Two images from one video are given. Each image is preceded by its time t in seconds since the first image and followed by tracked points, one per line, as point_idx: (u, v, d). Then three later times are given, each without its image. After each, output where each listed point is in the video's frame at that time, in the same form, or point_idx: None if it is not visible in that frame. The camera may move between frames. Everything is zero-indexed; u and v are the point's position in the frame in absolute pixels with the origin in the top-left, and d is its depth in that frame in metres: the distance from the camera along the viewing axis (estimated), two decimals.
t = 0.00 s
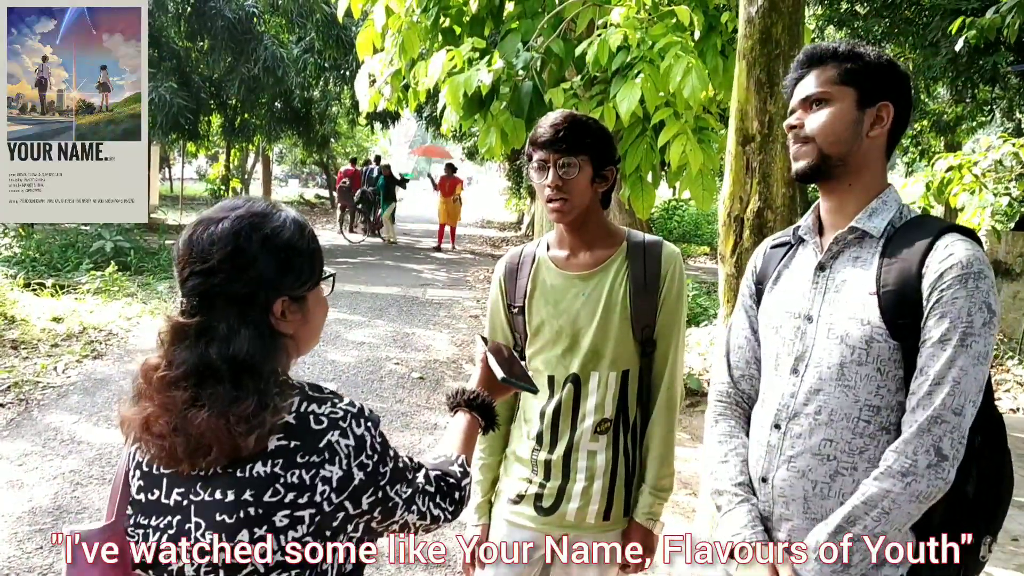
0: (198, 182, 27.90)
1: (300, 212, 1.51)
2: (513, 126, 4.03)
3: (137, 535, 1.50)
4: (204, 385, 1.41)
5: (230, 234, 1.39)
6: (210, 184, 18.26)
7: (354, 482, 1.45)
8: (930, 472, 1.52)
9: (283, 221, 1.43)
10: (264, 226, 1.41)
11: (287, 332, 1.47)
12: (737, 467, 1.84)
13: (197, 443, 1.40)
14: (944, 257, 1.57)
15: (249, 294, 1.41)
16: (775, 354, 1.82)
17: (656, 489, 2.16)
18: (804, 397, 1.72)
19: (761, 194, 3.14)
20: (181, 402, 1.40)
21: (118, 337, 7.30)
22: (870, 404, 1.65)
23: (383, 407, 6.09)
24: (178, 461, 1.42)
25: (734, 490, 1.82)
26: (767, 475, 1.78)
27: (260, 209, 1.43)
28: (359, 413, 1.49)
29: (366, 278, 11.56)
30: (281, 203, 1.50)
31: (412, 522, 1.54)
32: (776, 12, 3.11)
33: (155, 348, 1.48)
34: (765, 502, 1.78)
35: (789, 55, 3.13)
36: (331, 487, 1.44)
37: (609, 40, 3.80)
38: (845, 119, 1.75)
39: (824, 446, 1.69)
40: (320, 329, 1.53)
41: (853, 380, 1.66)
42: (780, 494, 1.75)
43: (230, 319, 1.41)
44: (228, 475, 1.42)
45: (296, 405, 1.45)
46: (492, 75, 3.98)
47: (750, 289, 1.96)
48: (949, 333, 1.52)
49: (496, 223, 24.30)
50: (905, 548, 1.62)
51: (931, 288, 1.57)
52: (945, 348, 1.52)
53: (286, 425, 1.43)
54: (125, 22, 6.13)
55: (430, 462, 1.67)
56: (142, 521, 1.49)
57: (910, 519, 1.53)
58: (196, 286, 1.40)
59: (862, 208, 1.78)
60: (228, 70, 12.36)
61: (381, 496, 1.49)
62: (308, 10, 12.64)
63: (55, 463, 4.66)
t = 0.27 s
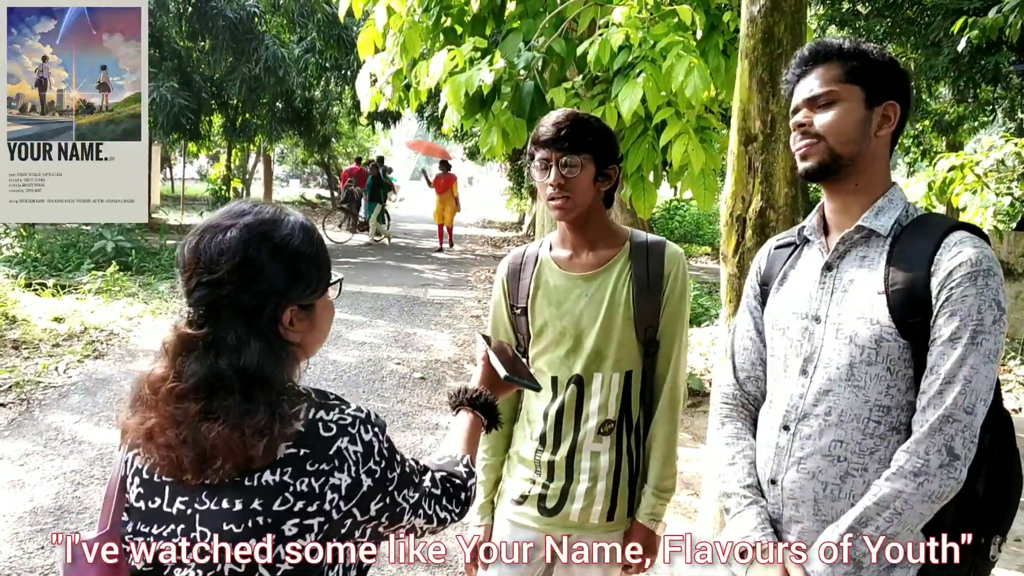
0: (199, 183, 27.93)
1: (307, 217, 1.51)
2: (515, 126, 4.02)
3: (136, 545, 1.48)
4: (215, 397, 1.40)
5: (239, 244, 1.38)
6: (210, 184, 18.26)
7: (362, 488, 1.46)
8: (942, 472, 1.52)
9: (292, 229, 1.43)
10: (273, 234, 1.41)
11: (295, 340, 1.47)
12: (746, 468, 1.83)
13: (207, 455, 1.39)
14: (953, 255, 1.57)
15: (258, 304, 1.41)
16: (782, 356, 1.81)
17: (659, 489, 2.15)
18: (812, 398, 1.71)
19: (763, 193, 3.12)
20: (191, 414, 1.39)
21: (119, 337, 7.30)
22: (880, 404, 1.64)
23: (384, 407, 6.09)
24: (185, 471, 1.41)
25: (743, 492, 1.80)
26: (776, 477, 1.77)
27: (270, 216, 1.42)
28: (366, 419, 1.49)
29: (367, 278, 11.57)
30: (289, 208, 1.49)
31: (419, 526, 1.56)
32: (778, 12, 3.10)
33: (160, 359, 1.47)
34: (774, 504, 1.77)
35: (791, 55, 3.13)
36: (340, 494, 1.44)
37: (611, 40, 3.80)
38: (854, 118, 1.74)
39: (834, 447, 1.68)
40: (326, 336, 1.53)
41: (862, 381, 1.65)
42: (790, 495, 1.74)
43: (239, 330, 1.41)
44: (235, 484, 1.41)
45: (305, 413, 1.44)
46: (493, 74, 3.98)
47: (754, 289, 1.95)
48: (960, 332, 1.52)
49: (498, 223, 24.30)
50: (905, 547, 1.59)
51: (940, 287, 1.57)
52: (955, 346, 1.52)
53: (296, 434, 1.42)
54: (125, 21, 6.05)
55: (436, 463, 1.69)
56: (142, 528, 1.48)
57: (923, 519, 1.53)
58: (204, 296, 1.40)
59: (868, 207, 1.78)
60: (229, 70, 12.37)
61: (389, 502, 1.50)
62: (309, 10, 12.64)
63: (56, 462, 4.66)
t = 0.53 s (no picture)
0: (200, 182, 27.96)
1: (301, 219, 1.51)
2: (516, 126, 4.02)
3: (128, 539, 1.50)
4: (200, 393, 1.39)
5: (233, 241, 1.38)
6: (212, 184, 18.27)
7: (347, 486, 1.44)
8: (950, 473, 1.52)
9: (287, 229, 1.43)
10: (267, 233, 1.41)
11: (283, 340, 1.47)
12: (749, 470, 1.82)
13: (191, 452, 1.39)
14: (957, 256, 1.56)
15: (248, 302, 1.40)
16: (785, 358, 1.80)
17: (661, 489, 2.16)
18: (817, 401, 1.70)
19: (763, 193, 3.12)
20: (177, 409, 1.39)
21: (120, 337, 7.31)
22: (885, 406, 1.63)
23: (385, 406, 6.09)
24: (170, 468, 1.41)
25: (745, 494, 1.80)
26: (780, 479, 1.76)
27: (266, 215, 1.43)
28: (353, 418, 1.48)
29: (368, 278, 11.57)
30: (285, 208, 1.49)
31: (405, 522, 1.53)
32: (778, 12, 3.10)
33: (147, 352, 1.45)
34: (777, 506, 1.77)
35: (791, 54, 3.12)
36: (325, 492, 1.43)
37: (611, 40, 3.79)
38: (855, 119, 1.74)
39: (839, 449, 1.67)
40: (313, 338, 1.53)
41: (866, 383, 1.64)
42: (794, 497, 1.74)
43: (227, 327, 1.40)
44: (221, 483, 1.42)
45: (290, 412, 1.44)
46: (494, 74, 3.98)
47: (753, 291, 1.94)
48: (965, 333, 1.52)
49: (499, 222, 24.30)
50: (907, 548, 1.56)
51: (944, 288, 1.56)
52: (961, 348, 1.52)
53: (280, 434, 1.42)
54: (125, 22, 6.04)
55: (425, 457, 1.66)
56: (133, 524, 1.49)
57: (929, 522, 1.53)
58: (193, 290, 1.40)
59: (870, 208, 1.78)
60: (230, 69, 12.38)
61: (374, 499, 1.48)
62: (311, 10, 12.64)
63: (56, 462, 4.66)
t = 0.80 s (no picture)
0: (201, 183, 27.96)
1: (281, 207, 1.47)
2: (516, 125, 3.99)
3: (114, 527, 1.48)
4: (177, 383, 1.37)
5: (207, 231, 1.36)
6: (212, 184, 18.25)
7: (325, 477, 1.42)
8: (958, 471, 1.50)
9: (264, 219, 1.40)
10: (243, 223, 1.38)
11: (263, 332, 1.45)
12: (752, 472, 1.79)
13: (168, 441, 1.37)
14: (960, 251, 1.54)
15: (224, 294, 1.38)
16: (785, 358, 1.77)
17: (659, 487, 2.14)
18: (820, 401, 1.67)
19: (764, 192, 3.10)
20: (153, 399, 1.37)
21: (119, 337, 7.28)
22: (889, 404, 1.61)
23: (384, 406, 6.06)
24: (149, 455, 1.40)
25: (747, 496, 1.77)
26: (783, 480, 1.74)
27: (241, 205, 1.40)
28: (331, 408, 1.45)
29: (368, 278, 11.55)
30: (264, 198, 1.46)
31: (390, 514, 1.51)
32: (778, 10, 3.08)
33: (131, 344, 1.44)
34: (780, 508, 1.74)
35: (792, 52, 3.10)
36: (301, 482, 1.41)
37: (611, 38, 3.76)
38: (853, 116, 1.72)
39: (844, 449, 1.65)
40: (296, 329, 1.50)
41: (870, 381, 1.61)
42: (799, 498, 1.71)
43: (203, 318, 1.38)
44: (199, 472, 1.40)
45: (268, 401, 1.41)
46: (493, 72, 3.95)
47: (748, 291, 1.91)
48: (971, 329, 1.50)
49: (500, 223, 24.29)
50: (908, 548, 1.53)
51: (949, 284, 1.54)
52: (966, 345, 1.50)
53: (256, 423, 1.40)
54: (125, 21, 5.58)
55: (416, 452, 1.65)
56: (119, 512, 1.47)
57: (937, 521, 1.51)
58: (170, 282, 1.38)
59: (870, 205, 1.76)
60: (230, 69, 12.37)
61: (355, 491, 1.45)
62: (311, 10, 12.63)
63: (53, 463, 4.64)
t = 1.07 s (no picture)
0: (202, 183, 27.97)
1: (264, 210, 1.51)
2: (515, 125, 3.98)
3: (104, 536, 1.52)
4: (154, 385, 1.40)
5: (186, 229, 1.39)
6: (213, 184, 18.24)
7: (308, 482, 1.45)
8: (962, 479, 1.48)
9: (244, 217, 1.44)
10: (221, 223, 1.42)
11: (245, 333, 1.46)
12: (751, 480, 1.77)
13: (149, 444, 1.40)
14: (964, 254, 1.53)
15: (202, 291, 1.40)
16: (786, 364, 1.76)
17: (657, 492, 2.17)
18: (822, 408, 1.66)
19: (764, 193, 3.09)
20: (132, 400, 1.41)
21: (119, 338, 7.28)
22: (892, 411, 1.59)
23: (384, 407, 6.06)
24: (131, 462, 1.42)
25: (747, 505, 1.75)
26: (784, 490, 1.72)
27: (220, 205, 1.43)
28: (315, 410, 1.48)
29: (369, 278, 11.55)
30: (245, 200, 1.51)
31: (380, 518, 1.54)
32: (778, 10, 3.06)
33: (110, 344, 1.47)
34: (780, 518, 1.73)
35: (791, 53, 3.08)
36: (284, 488, 1.44)
37: (612, 38, 3.74)
38: (854, 118, 1.70)
39: (846, 458, 1.64)
40: (278, 331, 1.52)
41: (872, 387, 1.60)
42: (801, 507, 1.70)
43: (181, 317, 1.40)
44: (181, 478, 1.43)
45: (247, 406, 1.44)
46: (492, 73, 3.94)
47: (748, 295, 1.89)
48: (975, 333, 1.48)
49: (501, 222, 24.28)
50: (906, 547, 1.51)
51: (952, 288, 1.53)
52: (969, 350, 1.49)
53: (237, 428, 1.42)
54: (125, 21, 5.29)
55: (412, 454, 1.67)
56: (108, 521, 1.50)
57: (941, 529, 1.50)
58: (150, 281, 1.40)
59: (871, 208, 1.74)
60: (231, 70, 12.38)
61: (342, 495, 1.49)
62: (311, 10, 12.62)
63: (51, 465, 4.63)
